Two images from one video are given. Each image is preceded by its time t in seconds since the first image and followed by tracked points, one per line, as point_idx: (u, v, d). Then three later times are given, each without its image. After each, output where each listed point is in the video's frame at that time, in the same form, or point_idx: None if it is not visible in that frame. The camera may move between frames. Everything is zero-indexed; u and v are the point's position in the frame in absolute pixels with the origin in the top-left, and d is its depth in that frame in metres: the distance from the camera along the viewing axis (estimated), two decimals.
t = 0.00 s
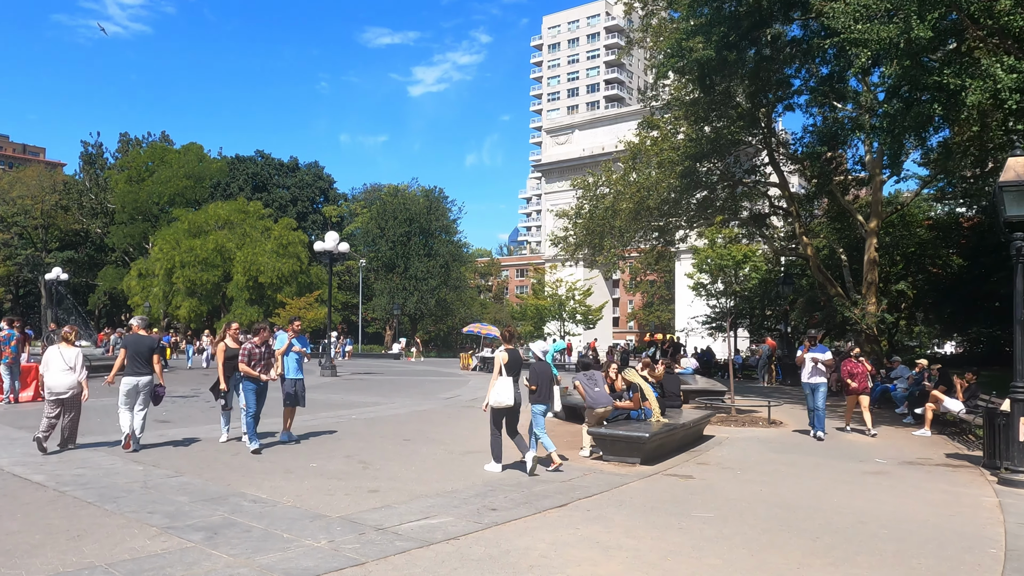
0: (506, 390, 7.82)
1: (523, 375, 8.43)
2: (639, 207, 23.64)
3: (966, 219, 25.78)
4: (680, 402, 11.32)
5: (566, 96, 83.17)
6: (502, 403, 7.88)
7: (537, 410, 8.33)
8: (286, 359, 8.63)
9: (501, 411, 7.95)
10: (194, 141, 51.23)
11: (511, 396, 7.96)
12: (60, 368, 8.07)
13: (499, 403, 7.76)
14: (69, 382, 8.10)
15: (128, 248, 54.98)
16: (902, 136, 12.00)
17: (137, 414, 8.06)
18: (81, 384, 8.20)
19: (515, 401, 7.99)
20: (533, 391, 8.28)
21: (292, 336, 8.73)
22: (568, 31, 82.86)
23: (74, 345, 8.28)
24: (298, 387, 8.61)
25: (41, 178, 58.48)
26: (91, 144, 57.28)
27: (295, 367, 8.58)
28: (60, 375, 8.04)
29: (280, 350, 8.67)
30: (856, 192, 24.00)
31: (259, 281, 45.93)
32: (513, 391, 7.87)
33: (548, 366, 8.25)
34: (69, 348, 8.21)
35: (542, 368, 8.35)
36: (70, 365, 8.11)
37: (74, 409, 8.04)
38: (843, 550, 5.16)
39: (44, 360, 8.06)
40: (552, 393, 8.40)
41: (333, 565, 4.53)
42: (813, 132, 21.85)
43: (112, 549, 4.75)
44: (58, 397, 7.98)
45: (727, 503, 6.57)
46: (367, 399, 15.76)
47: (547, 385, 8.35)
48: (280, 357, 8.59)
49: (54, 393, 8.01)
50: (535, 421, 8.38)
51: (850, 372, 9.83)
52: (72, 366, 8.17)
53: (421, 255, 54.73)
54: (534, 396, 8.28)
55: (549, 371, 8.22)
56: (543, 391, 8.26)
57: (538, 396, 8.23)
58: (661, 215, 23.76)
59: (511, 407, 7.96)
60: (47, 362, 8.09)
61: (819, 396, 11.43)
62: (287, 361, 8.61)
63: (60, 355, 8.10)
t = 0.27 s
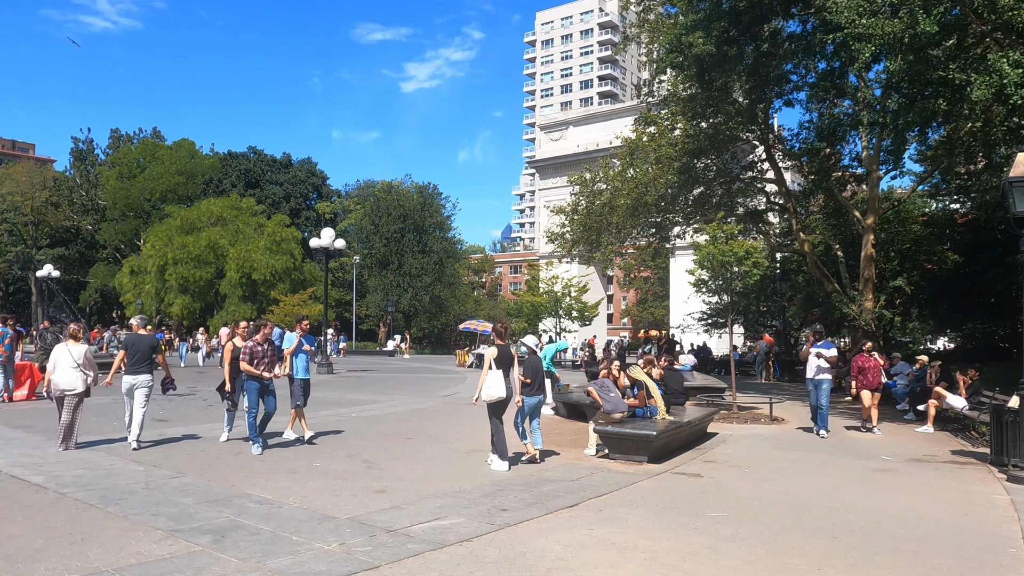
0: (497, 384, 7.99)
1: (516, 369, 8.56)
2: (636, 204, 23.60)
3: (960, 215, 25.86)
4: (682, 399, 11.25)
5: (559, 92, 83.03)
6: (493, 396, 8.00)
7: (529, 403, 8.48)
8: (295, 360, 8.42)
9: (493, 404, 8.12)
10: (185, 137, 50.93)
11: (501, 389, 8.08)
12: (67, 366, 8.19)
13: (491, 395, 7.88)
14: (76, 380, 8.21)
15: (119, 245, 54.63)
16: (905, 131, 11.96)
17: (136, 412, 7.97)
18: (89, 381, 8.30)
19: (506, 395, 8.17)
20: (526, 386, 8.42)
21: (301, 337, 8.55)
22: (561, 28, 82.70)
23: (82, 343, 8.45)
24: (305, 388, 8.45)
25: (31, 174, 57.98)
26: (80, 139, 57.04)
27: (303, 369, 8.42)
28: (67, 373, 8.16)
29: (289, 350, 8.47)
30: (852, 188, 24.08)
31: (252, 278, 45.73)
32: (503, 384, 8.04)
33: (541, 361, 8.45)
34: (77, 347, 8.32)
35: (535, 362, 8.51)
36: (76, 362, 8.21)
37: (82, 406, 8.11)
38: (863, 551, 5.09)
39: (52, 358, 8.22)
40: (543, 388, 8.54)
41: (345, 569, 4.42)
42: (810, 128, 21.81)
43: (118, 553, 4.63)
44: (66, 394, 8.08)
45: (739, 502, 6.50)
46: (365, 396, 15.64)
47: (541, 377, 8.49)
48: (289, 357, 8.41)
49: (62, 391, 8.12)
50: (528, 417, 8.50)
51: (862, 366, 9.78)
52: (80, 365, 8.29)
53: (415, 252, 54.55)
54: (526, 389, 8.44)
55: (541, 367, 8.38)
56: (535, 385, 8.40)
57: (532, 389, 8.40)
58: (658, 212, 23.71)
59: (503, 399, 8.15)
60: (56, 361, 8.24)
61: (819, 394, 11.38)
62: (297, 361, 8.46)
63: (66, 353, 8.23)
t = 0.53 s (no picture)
0: (480, 378, 8.11)
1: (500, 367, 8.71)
2: (631, 197, 23.46)
3: (950, 210, 25.95)
4: (682, 393, 11.15)
5: (548, 86, 82.84)
6: (477, 390, 8.16)
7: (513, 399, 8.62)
8: (299, 354, 8.27)
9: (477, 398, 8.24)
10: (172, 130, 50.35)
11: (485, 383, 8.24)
12: (68, 361, 8.21)
13: (475, 388, 8.06)
14: (78, 374, 8.22)
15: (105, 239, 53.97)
16: (905, 124, 11.97)
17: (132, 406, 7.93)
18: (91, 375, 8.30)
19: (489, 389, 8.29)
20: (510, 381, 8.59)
21: (305, 330, 8.38)
22: (550, 22, 82.43)
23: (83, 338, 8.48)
24: (313, 382, 8.32)
25: (14, 167, 57.13)
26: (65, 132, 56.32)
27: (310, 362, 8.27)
28: (69, 367, 8.17)
29: (294, 345, 8.29)
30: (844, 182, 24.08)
31: (241, 273, 45.32)
32: (485, 377, 8.16)
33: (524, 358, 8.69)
34: (79, 341, 8.34)
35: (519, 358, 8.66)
36: (77, 356, 8.23)
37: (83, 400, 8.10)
38: (880, 547, 5.00)
39: (54, 353, 8.23)
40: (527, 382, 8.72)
41: (356, 569, 4.28)
42: (804, 122, 21.77)
43: (116, 554, 4.47)
44: (67, 388, 8.09)
45: (748, 498, 6.42)
46: (359, 391, 15.47)
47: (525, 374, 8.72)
48: (293, 351, 8.24)
49: (64, 385, 8.14)
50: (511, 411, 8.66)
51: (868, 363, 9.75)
52: (81, 359, 8.30)
53: (405, 246, 54.27)
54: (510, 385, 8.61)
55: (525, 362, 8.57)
56: (519, 379, 8.58)
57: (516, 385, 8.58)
58: (652, 205, 23.60)
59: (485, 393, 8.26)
60: (58, 356, 8.26)
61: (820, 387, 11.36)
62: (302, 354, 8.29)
63: (68, 347, 8.25)
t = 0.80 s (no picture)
0: (466, 372, 8.13)
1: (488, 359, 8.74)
2: (623, 190, 23.36)
3: (941, 204, 25.99)
4: (680, 388, 11.05)
5: (537, 80, 82.72)
6: (462, 382, 8.19)
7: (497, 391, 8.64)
8: (303, 350, 8.11)
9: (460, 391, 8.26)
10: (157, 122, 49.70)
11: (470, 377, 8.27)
12: (67, 353, 8.20)
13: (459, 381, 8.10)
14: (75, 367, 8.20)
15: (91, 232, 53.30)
16: (903, 116, 11.90)
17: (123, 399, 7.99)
18: (87, 369, 8.30)
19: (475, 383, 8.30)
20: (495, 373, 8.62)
21: (308, 325, 8.19)
22: (539, 14, 82.07)
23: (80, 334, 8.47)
24: (315, 379, 8.16)
25: None
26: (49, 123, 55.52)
27: (311, 358, 8.13)
28: (67, 360, 8.16)
29: (296, 339, 8.09)
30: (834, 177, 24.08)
31: (229, 267, 44.87)
32: (471, 371, 8.18)
33: (512, 350, 8.74)
34: (77, 336, 8.36)
35: (505, 351, 8.68)
36: (77, 350, 8.24)
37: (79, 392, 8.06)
38: (896, 547, 4.89)
39: (52, 345, 8.20)
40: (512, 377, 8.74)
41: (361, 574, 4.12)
42: (797, 115, 21.68)
43: (111, 560, 4.29)
44: (65, 380, 8.05)
45: (756, 495, 6.31)
46: (352, 387, 15.29)
47: (511, 367, 8.70)
48: (296, 348, 8.06)
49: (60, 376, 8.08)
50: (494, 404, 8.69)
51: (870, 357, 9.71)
52: (79, 354, 8.30)
53: (394, 239, 54.00)
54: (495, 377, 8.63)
55: (512, 356, 8.62)
56: (504, 373, 8.61)
57: (501, 377, 8.62)
58: (645, 199, 23.49)
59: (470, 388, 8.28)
60: (55, 349, 8.22)
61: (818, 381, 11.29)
62: (304, 351, 8.12)
63: (67, 340, 8.25)
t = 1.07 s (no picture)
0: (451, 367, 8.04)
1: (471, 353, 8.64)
2: (613, 183, 23.23)
3: (925, 199, 26.18)
4: (674, 381, 10.99)
5: (522, 73, 82.30)
6: (446, 378, 8.09)
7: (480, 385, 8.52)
8: (302, 346, 7.95)
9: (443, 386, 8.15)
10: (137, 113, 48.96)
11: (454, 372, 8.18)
12: (63, 349, 8.12)
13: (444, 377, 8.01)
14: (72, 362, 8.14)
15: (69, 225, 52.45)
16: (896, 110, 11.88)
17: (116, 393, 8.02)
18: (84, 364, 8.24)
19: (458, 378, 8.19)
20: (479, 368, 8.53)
21: (309, 321, 8.03)
22: (523, 8, 81.83)
23: (78, 327, 8.33)
24: (315, 375, 7.98)
25: None
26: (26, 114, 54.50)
27: (312, 356, 7.98)
28: (63, 356, 8.09)
29: (296, 336, 7.93)
30: (821, 171, 24.15)
31: (211, 260, 44.34)
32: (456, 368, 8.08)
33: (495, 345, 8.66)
34: (72, 329, 8.26)
35: (489, 345, 8.59)
36: (73, 345, 8.15)
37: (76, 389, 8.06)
38: (907, 543, 4.83)
39: (48, 340, 8.10)
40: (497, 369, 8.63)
41: None
42: (785, 109, 21.68)
43: (106, 563, 4.12)
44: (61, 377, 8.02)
45: (759, 491, 6.24)
46: (340, 382, 15.10)
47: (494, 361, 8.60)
48: (296, 344, 7.91)
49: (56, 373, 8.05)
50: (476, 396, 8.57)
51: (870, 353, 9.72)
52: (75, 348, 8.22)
53: (378, 233, 53.63)
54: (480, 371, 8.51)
55: (495, 350, 8.54)
56: (488, 367, 8.51)
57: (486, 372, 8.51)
58: (633, 192, 23.37)
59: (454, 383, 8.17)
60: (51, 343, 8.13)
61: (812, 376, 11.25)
62: (304, 347, 7.96)
63: (63, 335, 8.14)
